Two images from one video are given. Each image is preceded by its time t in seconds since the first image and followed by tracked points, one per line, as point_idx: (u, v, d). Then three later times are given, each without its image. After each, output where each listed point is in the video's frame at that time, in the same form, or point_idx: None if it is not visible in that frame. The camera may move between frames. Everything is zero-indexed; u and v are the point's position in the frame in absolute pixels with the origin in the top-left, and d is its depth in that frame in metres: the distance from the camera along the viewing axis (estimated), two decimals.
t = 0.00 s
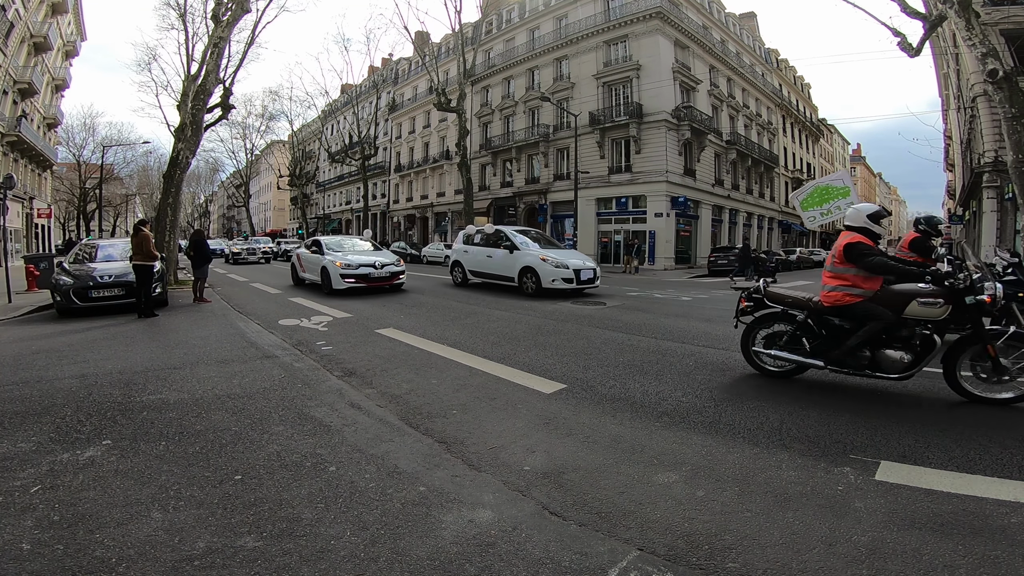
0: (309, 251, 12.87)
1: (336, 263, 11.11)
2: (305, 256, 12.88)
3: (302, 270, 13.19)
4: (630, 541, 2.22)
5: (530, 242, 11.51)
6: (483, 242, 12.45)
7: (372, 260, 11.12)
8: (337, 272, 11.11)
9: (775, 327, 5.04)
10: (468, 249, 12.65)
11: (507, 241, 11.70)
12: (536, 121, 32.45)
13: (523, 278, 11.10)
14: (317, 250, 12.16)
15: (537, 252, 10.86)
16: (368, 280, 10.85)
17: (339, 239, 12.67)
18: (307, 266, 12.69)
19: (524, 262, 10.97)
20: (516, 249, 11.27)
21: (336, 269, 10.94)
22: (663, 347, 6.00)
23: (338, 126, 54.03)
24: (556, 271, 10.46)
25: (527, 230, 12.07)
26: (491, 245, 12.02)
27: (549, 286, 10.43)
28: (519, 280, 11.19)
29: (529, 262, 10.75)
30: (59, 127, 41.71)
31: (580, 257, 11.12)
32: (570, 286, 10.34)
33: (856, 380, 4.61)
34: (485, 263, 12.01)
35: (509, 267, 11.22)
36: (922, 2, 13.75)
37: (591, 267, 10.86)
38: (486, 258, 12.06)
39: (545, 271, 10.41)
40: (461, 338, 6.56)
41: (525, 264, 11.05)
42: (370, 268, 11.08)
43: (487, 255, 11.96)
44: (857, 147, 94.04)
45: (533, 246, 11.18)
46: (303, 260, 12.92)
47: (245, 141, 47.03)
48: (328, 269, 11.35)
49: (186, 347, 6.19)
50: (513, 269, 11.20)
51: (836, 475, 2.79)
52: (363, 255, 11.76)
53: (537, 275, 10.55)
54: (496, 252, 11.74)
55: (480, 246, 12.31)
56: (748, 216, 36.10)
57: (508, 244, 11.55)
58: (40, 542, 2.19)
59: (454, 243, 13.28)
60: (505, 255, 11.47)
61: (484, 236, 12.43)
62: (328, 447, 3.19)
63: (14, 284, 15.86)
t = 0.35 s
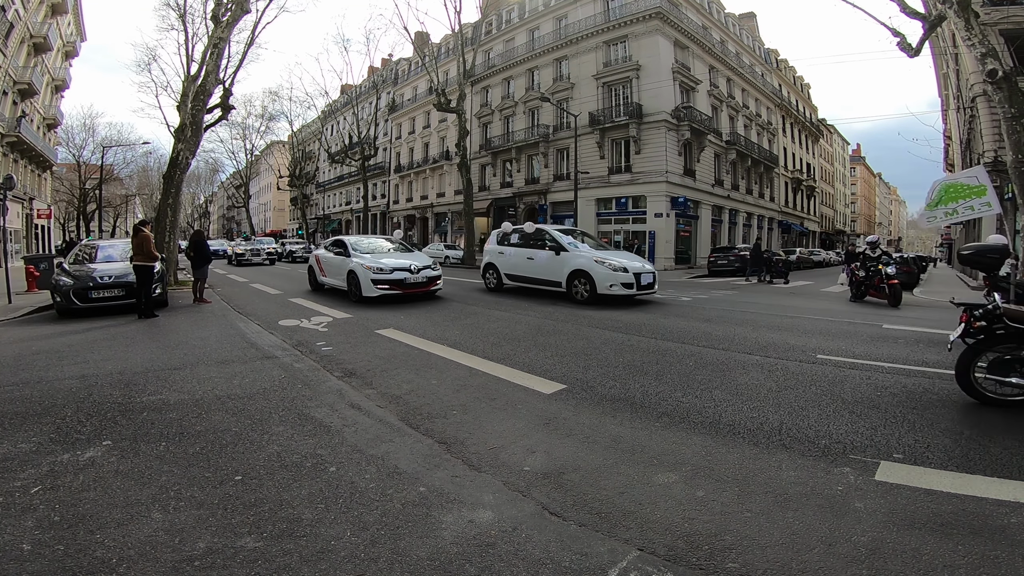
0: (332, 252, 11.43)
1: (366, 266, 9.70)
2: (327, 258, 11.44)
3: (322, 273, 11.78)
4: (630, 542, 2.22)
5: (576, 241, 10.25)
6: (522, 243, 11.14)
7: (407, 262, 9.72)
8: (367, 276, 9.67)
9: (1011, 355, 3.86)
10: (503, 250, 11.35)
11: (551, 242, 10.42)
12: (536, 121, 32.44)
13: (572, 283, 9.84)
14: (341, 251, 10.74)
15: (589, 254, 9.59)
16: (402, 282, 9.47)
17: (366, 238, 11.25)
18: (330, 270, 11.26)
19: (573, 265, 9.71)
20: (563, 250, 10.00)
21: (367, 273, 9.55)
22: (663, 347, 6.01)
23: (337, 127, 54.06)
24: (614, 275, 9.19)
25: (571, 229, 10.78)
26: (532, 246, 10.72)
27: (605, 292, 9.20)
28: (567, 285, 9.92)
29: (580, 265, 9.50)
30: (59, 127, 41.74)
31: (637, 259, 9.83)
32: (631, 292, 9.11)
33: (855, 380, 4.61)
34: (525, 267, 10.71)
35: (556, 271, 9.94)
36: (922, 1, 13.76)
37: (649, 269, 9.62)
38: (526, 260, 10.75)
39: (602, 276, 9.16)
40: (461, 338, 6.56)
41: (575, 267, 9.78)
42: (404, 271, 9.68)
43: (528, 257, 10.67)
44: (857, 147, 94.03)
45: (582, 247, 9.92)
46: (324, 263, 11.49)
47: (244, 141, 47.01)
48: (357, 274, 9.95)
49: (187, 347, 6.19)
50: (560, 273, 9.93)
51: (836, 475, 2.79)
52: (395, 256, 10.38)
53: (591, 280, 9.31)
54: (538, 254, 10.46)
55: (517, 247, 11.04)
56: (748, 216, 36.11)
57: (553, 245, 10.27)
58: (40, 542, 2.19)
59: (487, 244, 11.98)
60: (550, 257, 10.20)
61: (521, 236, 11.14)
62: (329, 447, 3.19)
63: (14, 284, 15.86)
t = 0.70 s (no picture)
0: (362, 255, 10.15)
1: (409, 272, 8.50)
2: (356, 262, 10.16)
3: (348, 279, 10.50)
4: (631, 543, 2.22)
5: (635, 243, 9.32)
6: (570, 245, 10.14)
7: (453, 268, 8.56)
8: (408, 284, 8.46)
9: None
10: (547, 252, 10.39)
11: (608, 243, 9.43)
12: (536, 122, 32.46)
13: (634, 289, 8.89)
14: (374, 255, 9.46)
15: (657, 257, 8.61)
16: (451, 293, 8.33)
17: (399, 239, 9.99)
18: (360, 275, 9.98)
19: (636, 269, 8.76)
20: (623, 253, 9.06)
21: (409, 281, 8.35)
22: (663, 348, 6.00)
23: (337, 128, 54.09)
24: (688, 281, 8.19)
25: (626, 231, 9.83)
26: (583, 248, 9.78)
27: (676, 300, 8.24)
28: (630, 292, 8.91)
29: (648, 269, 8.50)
30: (58, 128, 41.70)
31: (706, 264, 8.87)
32: (706, 301, 8.13)
33: (855, 380, 4.62)
34: (575, 270, 9.75)
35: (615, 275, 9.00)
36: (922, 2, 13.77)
37: (722, 275, 8.69)
38: (578, 263, 9.76)
39: (673, 282, 8.20)
40: (461, 339, 6.56)
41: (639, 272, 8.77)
42: (451, 279, 8.52)
43: (578, 261, 9.73)
44: (857, 147, 94.05)
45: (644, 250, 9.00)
46: (352, 267, 10.22)
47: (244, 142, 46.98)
48: (396, 281, 8.73)
49: (186, 348, 6.18)
50: (620, 277, 8.99)
51: (836, 476, 2.79)
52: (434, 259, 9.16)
53: (660, 285, 8.35)
54: (592, 257, 9.50)
55: (566, 249, 10.06)
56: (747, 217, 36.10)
57: (610, 247, 9.32)
58: (40, 544, 2.19)
59: (525, 245, 10.99)
60: (607, 259, 9.24)
61: (568, 236, 10.18)
62: (328, 449, 3.19)
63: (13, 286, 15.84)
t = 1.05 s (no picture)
0: (398, 257, 8.68)
1: (465, 279, 7.11)
2: (392, 266, 8.67)
3: (381, 286, 9.02)
4: (631, 544, 2.21)
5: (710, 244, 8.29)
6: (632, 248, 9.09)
7: (515, 274, 7.24)
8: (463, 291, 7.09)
9: None
10: (604, 256, 9.45)
11: (680, 246, 8.39)
12: (536, 123, 32.48)
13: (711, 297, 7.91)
14: (417, 257, 8.01)
15: (740, 260, 7.58)
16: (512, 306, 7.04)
17: (442, 239, 8.54)
18: (397, 281, 8.50)
19: (716, 274, 7.77)
20: (697, 255, 8.07)
21: (466, 290, 6.97)
22: (662, 349, 6.01)
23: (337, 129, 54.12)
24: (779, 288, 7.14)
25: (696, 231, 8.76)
26: (647, 251, 8.82)
27: (767, 309, 7.25)
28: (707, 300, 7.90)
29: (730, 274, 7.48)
30: (58, 129, 41.70)
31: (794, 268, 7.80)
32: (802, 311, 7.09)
33: (854, 381, 4.62)
34: (638, 276, 8.81)
35: (690, 281, 8.03)
36: (921, 3, 13.79)
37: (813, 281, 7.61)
38: (643, 269, 8.76)
39: (763, 289, 7.22)
40: (461, 340, 6.56)
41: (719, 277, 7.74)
42: (513, 287, 7.15)
43: (643, 265, 8.77)
44: (857, 147, 94.09)
45: (722, 252, 8.00)
46: (387, 272, 8.74)
47: (244, 143, 47.01)
48: (448, 291, 7.32)
49: (186, 349, 6.19)
50: (695, 284, 8.01)
51: (836, 477, 2.79)
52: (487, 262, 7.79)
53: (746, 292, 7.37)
54: (660, 261, 8.53)
55: (627, 252, 9.07)
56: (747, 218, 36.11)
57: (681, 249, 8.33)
58: (39, 544, 2.19)
59: (577, 248, 10.06)
60: (678, 264, 8.26)
61: (629, 238, 9.21)
62: (328, 450, 3.19)
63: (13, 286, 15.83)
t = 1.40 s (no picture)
0: (451, 261, 7.40)
1: (545, 288, 5.81)
2: (444, 271, 7.36)
3: (429, 294, 7.70)
4: (629, 545, 2.21)
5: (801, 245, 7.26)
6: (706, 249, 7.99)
7: (604, 282, 5.96)
8: (543, 301, 5.78)
9: None
10: (672, 258, 8.32)
11: (767, 247, 7.32)
12: (535, 124, 32.46)
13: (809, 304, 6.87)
14: (477, 260, 6.72)
15: (846, 264, 6.56)
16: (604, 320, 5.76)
17: (502, 240, 7.25)
18: (448, 289, 7.21)
19: (815, 279, 6.74)
20: (791, 258, 7.01)
21: (548, 300, 5.67)
22: (661, 350, 6.00)
23: (336, 129, 54.08)
24: (894, 296, 6.20)
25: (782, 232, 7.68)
26: (726, 253, 7.73)
27: (878, 320, 6.29)
28: (802, 308, 6.88)
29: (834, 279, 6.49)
30: (57, 129, 41.66)
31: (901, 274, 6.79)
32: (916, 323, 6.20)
33: (853, 381, 4.63)
34: (716, 281, 7.71)
35: (782, 287, 6.98)
36: (920, 3, 13.80)
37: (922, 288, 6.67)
38: (722, 273, 7.66)
39: (876, 298, 6.24)
40: (460, 340, 6.55)
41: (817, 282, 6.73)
42: (604, 297, 5.86)
43: (721, 268, 7.68)
44: (856, 147, 94.16)
45: (819, 254, 6.96)
46: (437, 278, 7.43)
47: (243, 143, 46.97)
48: (521, 301, 6.02)
49: (185, 349, 6.17)
50: (788, 290, 6.97)
51: (835, 478, 2.79)
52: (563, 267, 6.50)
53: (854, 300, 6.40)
54: (744, 263, 7.44)
55: (702, 253, 7.98)
56: (746, 218, 36.14)
57: (770, 250, 7.27)
58: (36, 545, 2.18)
59: (636, 249, 8.89)
60: (766, 267, 7.19)
61: (702, 238, 8.11)
62: (327, 451, 3.18)
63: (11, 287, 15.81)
